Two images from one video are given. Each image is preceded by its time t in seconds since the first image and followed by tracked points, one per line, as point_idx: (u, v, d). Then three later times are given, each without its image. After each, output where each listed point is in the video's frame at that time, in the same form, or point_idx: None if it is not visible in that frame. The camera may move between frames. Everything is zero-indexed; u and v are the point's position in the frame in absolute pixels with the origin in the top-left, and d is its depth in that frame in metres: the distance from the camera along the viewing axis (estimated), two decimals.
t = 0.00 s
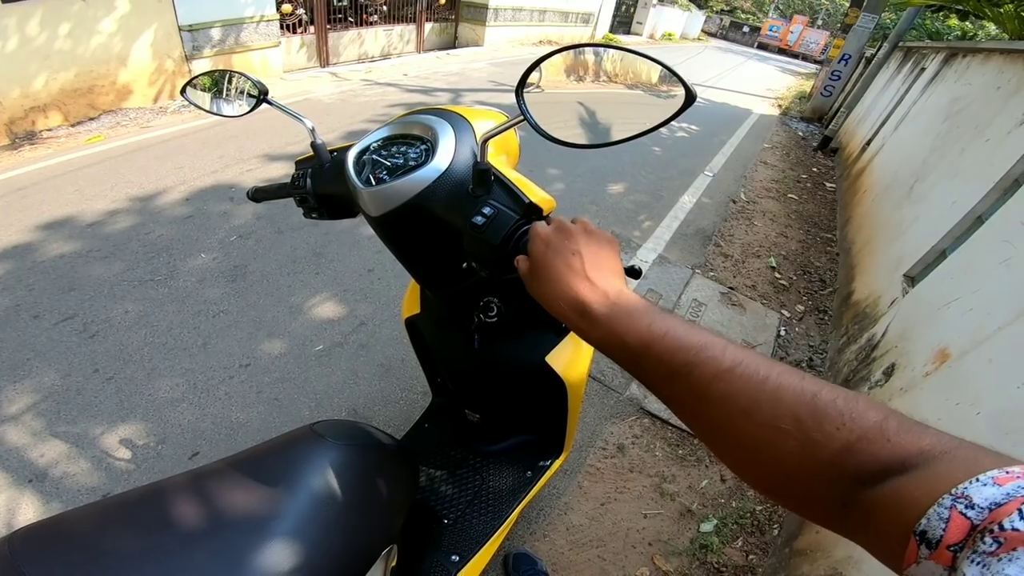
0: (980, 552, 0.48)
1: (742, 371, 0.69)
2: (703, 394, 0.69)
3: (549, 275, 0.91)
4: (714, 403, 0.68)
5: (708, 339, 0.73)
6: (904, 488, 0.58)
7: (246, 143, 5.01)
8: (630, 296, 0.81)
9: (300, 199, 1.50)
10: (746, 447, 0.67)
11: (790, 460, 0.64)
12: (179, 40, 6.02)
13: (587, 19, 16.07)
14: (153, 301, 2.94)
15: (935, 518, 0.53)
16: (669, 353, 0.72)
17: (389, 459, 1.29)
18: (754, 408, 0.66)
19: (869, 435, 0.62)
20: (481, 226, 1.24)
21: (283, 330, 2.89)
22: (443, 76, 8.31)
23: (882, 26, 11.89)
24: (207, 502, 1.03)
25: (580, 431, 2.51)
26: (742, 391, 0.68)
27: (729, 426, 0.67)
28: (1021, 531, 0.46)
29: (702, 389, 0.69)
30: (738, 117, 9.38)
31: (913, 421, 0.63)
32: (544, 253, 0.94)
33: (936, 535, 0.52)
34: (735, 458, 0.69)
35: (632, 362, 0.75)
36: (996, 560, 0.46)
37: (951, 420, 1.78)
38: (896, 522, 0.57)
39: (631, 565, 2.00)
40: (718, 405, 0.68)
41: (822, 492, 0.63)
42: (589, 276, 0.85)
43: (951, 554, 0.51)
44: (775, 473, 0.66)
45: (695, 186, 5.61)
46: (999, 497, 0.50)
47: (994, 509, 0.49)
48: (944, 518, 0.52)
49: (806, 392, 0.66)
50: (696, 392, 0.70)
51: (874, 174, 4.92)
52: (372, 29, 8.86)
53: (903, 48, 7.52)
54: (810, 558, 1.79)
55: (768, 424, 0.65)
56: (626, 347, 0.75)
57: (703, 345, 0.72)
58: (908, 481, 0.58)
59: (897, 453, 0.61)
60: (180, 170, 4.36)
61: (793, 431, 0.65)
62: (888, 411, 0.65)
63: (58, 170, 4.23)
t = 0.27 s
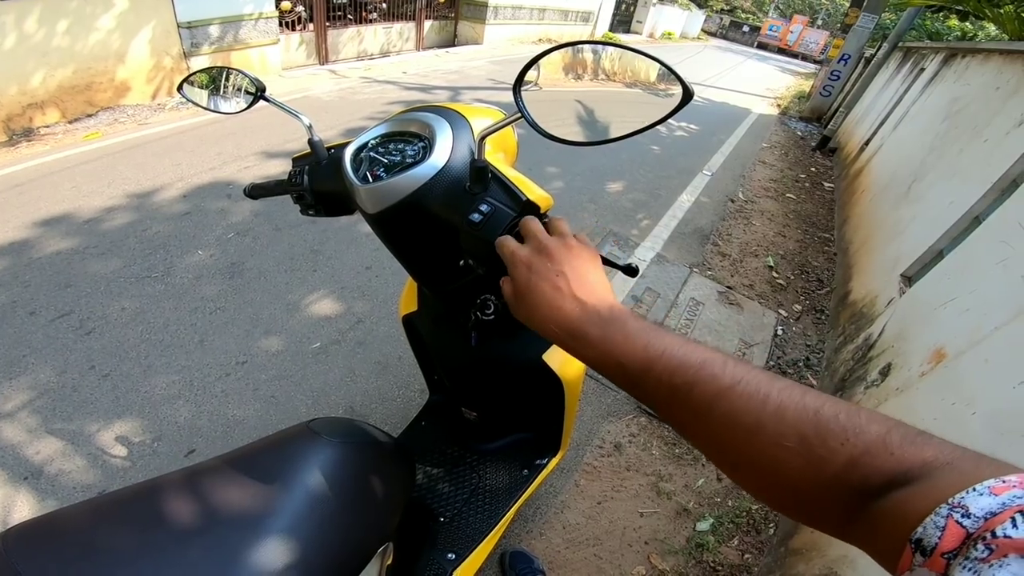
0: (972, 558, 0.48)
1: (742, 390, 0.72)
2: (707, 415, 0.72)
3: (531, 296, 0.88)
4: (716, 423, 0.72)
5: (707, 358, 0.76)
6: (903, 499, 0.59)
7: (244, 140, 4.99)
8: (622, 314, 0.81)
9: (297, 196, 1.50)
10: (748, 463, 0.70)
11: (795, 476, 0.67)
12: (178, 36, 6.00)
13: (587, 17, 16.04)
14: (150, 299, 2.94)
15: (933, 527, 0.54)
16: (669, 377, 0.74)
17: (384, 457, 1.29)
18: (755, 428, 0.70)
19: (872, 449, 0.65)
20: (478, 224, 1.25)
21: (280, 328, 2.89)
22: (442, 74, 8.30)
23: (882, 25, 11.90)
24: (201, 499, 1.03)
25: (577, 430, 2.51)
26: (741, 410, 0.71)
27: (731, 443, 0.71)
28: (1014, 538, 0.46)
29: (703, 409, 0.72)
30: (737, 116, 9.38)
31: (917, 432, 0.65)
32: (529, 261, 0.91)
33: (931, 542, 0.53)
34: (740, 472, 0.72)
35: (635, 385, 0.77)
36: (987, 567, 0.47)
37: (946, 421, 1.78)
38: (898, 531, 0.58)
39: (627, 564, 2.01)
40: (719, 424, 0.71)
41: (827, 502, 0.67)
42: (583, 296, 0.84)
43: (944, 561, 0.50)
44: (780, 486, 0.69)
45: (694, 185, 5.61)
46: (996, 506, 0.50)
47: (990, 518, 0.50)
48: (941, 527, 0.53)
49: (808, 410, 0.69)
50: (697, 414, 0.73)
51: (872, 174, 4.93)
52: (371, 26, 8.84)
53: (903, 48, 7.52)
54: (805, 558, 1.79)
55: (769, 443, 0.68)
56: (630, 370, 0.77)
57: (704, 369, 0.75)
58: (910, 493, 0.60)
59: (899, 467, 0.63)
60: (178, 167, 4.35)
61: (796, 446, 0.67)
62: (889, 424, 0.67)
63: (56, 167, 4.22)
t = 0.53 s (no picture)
0: (989, 547, 0.48)
1: (772, 379, 0.72)
2: (736, 404, 0.72)
3: (555, 287, 0.88)
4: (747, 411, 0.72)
5: (736, 346, 0.75)
6: (933, 489, 0.60)
7: (243, 138, 4.99)
8: (650, 304, 0.81)
9: (296, 194, 1.50)
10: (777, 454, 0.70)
11: (825, 464, 0.68)
12: (176, 35, 5.99)
13: (587, 17, 16.04)
14: (148, 297, 2.94)
15: (956, 516, 0.54)
16: (702, 367, 0.74)
17: (383, 456, 1.29)
18: (787, 416, 0.70)
19: (903, 439, 0.65)
20: (477, 221, 1.25)
21: (279, 326, 2.89)
22: (441, 73, 8.30)
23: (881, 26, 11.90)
24: (199, 497, 1.03)
25: (575, 429, 2.51)
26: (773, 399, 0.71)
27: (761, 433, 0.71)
28: None
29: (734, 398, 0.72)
30: (736, 116, 9.39)
31: (947, 423, 0.66)
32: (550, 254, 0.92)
33: (955, 532, 0.53)
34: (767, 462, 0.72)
35: (662, 375, 0.77)
36: (1003, 554, 0.47)
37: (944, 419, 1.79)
38: (926, 521, 0.59)
39: (626, 563, 2.01)
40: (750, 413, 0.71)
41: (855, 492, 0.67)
42: (609, 288, 0.84)
43: (967, 550, 0.51)
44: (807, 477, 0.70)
45: (693, 185, 5.61)
46: (1019, 497, 0.50)
47: (1012, 508, 0.50)
48: (964, 517, 0.53)
49: (838, 400, 0.69)
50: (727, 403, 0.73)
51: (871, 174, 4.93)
52: (370, 26, 8.84)
53: (902, 48, 7.53)
54: (803, 557, 1.79)
55: (801, 432, 0.69)
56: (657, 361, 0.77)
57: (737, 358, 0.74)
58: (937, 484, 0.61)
59: (930, 457, 0.63)
60: (176, 165, 4.35)
61: (827, 436, 0.68)
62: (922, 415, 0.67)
63: (54, 165, 4.21)
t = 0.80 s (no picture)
0: (984, 534, 0.50)
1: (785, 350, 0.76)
2: (748, 365, 0.76)
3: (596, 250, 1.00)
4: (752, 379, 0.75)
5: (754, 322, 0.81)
6: (920, 481, 0.61)
7: (242, 137, 4.99)
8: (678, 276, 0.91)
9: (295, 192, 1.50)
10: (775, 428, 0.72)
11: (825, 434, 0.68)
12: (176, 34, 5.99)
13: (586, 16, 16.03)
14: (148, 295, 2.94)
15: (950, 505, 0.55)
16: (718, 330, 0.81)
17: (380, 452, 1.29)
18: (790, 387, 0.72)
19: (904, 427, 0.65)
20: (474, 218, 1.26)
21: (278, 324, 2.89)
22: (440, 72, 8.30)
23: (881, 25, 11.91)
24: (198, 493, 1.03)
25: (573, 427, 2.52)
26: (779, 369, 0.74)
27: (761, 400, 0.73)
28: None
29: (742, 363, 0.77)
30: (736, 115, 9.39)
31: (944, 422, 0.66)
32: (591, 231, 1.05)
33: (950, 521, 0.54)
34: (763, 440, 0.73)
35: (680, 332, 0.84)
36: (997, 542, 0.48)
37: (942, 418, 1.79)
38: (915, 511, 0.60)
39: (624, 561, 2.01)
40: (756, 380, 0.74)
41: (849, 481, 0.66)
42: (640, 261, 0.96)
43: (962, 539, 0.52)
44: (801, 458, 0.70)
45: (692, 184, 5.62)
46: (1011, 485, 0.52)
47: (1006, 496, 0.51)
48: (957, 504, 0.54)
49: (847, 381, 0.71)
50: (734, 367, 0.77)
51: (870, 172, 4.93)
52: (370, 24, 8.83)
53: (901, 47, 7.53)
54: (801, 556, 1.80)
55: (800, 406, 0.70)
56: (677, 319, 0.85)
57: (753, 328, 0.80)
58: (928, 476, 0.61)
59: (930, 447, 0.63)
60: (176, 164, 4.35)
61: (830, 412, 0.69)
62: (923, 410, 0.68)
63: (53, 164, 4.22)
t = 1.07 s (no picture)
0: (962, 546, 0.54)
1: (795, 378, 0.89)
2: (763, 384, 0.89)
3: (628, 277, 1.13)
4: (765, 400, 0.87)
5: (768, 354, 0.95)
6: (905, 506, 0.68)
7: (240, 138, 4.99)
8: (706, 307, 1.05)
9: (294, 193, 1.51)
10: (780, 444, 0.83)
11: (825, 450, 0.80)
12: (173, 35, 5.99)
13: (584, 16, 16.04)
14: (146, 296, 2.94)
15: (929, 521, 0.61)
16: (741, 356, 0.94)
17: (378, 451, 1.30)
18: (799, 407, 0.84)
19: (895, 453, 0.77)
20: (471, 218, 1.27)
21: (276, 324, 2.90)
22: (438, 72, 8.30)
23: (878, 24, 11.93)
24: (197, 492, 1.04)
25: (572, 426, 2.53)
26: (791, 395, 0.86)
27: (774, 416, 0.85)
28: (1000, 527, 0.52)
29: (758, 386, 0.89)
30: (733, 115, 9.41)
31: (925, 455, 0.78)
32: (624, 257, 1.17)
33: (927, 535, 0.60)
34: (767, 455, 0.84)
35: (704, 350, 0.96)
36: (973, 551, 0.53)
37: (936, 416, 1.81)
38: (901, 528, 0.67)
39: (623, 560, 2.02)
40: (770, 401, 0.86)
41: (840, 496, 0.76)
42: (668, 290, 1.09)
43: (940, 552, 0.57)
44: (800, 471, 0.80)
45: (689, 184, 5.63)
46: (988, 502, 0.57)
47: (981, 511, 0.57)
48: (936, 521, 0.61)
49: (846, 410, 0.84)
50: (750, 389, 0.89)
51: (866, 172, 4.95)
52: (367, 25, 8.83)
53: (897, 46, 7.55)
54: (799, 554, 1.81)
55: (806, 426, 0.82)
56: (702, 340, 0.98)
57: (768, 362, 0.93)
58: (911, 497, 0.71)
59: (916, 471, 0.74)
60: (173, 165, 4.35)
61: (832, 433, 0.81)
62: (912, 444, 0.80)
63: (51, 165, 4.21)
